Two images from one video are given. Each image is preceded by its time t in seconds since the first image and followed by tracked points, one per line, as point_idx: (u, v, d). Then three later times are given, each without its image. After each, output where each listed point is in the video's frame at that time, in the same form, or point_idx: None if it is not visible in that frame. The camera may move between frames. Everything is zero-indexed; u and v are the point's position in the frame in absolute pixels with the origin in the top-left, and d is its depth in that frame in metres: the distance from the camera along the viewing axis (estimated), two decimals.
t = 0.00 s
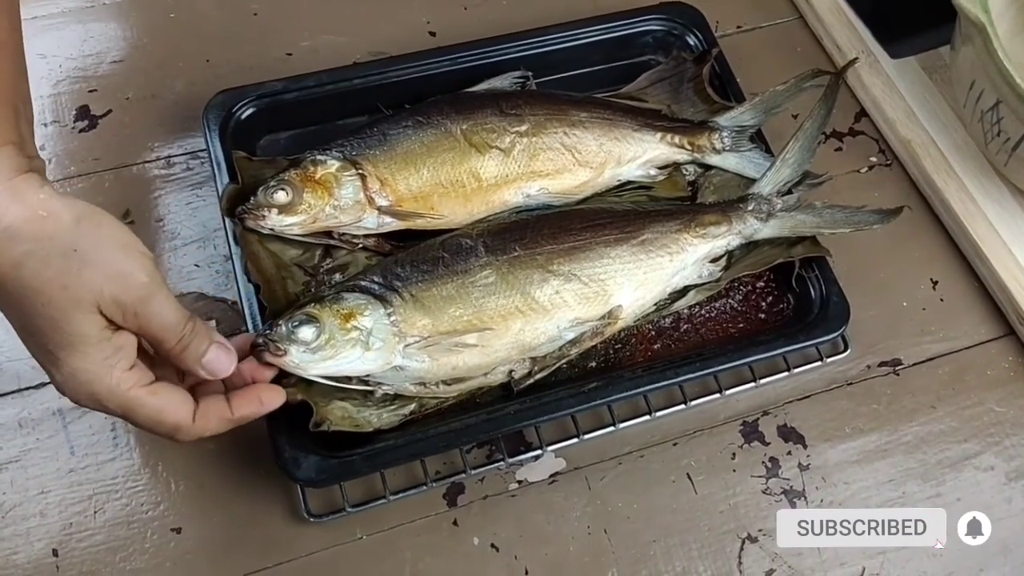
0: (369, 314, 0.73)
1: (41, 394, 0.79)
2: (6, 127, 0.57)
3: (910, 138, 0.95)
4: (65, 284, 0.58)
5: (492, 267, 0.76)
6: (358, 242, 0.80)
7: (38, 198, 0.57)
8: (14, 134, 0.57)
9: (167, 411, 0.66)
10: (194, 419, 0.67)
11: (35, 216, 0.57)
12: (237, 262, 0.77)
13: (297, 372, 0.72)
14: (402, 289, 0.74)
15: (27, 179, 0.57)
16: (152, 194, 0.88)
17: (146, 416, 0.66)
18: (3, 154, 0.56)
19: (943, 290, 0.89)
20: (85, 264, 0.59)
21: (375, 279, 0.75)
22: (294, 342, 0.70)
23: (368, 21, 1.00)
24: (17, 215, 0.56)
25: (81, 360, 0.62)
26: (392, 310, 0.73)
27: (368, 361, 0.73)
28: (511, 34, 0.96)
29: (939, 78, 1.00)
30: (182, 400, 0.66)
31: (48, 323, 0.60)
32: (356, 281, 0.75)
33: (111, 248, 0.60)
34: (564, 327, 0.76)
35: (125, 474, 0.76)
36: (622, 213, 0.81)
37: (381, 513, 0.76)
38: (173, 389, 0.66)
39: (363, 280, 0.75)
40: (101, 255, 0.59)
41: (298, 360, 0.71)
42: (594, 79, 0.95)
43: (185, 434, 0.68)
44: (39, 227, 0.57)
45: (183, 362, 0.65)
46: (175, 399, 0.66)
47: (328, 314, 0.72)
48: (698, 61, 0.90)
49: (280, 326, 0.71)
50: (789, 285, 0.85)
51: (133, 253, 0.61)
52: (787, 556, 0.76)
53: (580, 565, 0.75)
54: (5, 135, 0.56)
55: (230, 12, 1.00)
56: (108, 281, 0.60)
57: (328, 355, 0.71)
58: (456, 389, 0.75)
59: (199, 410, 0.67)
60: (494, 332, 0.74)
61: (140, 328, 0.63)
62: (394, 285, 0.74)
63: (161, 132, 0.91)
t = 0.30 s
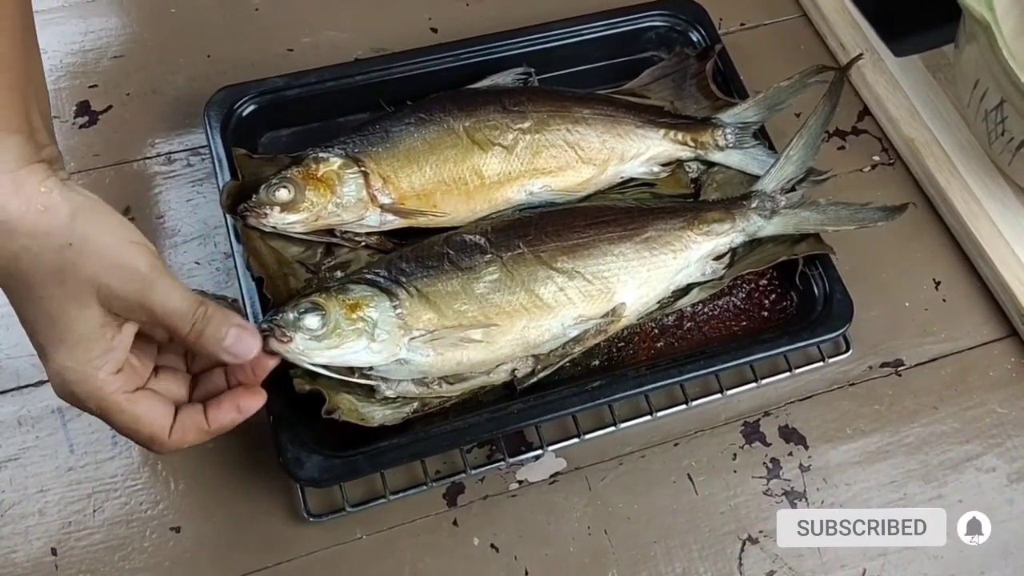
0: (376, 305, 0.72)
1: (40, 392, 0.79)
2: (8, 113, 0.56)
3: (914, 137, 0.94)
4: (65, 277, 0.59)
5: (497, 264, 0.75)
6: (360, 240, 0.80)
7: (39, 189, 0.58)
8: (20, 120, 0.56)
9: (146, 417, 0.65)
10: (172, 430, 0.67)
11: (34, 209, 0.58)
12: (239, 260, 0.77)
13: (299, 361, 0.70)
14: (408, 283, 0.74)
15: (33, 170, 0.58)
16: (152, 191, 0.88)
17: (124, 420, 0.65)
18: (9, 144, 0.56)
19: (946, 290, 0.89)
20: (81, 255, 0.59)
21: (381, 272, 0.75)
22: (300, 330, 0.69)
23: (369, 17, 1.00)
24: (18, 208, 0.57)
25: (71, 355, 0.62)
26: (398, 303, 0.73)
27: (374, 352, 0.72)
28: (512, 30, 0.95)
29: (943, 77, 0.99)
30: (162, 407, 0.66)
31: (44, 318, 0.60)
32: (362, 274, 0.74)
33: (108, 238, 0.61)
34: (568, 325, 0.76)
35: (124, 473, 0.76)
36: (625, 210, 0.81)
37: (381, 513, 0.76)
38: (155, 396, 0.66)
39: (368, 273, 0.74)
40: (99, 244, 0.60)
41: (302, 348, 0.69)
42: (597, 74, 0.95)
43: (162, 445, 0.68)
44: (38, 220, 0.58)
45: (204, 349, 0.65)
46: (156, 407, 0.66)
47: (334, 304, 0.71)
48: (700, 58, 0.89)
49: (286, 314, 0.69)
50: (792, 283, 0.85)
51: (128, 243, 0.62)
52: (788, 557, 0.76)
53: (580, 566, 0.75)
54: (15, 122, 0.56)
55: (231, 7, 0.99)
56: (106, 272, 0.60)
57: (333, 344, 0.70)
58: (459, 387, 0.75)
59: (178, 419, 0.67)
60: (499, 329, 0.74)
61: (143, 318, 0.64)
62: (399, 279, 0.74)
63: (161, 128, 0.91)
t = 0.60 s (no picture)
0: (379, 310, 0.72)
1: (37, 395, 0.78)
2: (36, 115, 0.59)
3: (911, 140, 0.95)
4: (83, 279, 0.59)
5: (499, 267, 0.75)
6: (360, 244, 0.80)
7: (64, 191, 0.59)
8: (47, 123, 0.59)
9: (157, 417, 0.64)
10: (183, 431, 0.66)
11: (57, 210, 0.59)
12: (239, 267, 0.77)
13: (304, 366, 0.70)
14: (409, 287, 0.74)
15: (57, 172, 0.60)
16: (150, 195, 0.88)
17: (134, 421, 0.64)
18: (34, 143, 0.58)
19: (943, 293, 0.89)
20: (105, 257, 0.60)
21: (382, 276, 0.75)
22: (304, 335, 0.69)
23: (367, 21, 1.00)
24: (40, 207, 0.58)
25: (85, 355, 0.60)
26: (400, 307, 0.73)
27: (377, 358, 0.72)
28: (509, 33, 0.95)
29: (940, 81, 0.99)
30: (174, 406, 0.65)
31: (61, 316, 0.60)
32: (363, 278, 0.74)
33: (130, 244, 0.61)
34: (569, 327, 0.76)
35: (121, 476, 0.76)
36: (624, 212, 0.81)
37: (378, 516, 0.76)
38: (166, 395, 0.65)
39: (370, 277, 0.74)
40: (121, 249, 0.60)
41: (306, 354, 0.70)
42: (594, 77, 0.95)
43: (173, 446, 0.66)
44: (61, 221, 0.59)
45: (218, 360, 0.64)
46: (167, 406, 0.65)
47: (338, 309, 0.71)
48: (697, 60, 0.89)
49: (290, 319, 0.70)
50: (791, 283, 0.85)
51: (153, 249, 0.62)
52: (784, 560, 0.76)
53: (577, 569, 0.75)
54: (38, 125, 0.59)
55: (228, 11, 0.99)
56: (130, 275, 0.60)
57: (337, 349, 0.71)
58: (460, 391, 0.75)
59: (189, 417, 0.65)
60: (501, 332, 0.74)
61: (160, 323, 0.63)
62: (401, 283, 0.74)
63: (158, 132, 0.91)
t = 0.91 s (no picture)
0: (378, 312, 0.72)
1: (38, 397, 0.79)
2: (39, 110, 0.59)
3: (912, 141, 0.94)
4: (87, 273, 0.59)
5: (499, 269, 0.75)
6: (361, 246, 0.80)
7: (68, 185, 0.59)
8: (50, 119, 0.60)
9: (156, 416, 0.65)
10: (183, 429, 0.66)
11: (61, 204, 0.59)
12: (240, 269, 0.78)
13: (303, 369, 0.71)
14: (409, 289, 0.74)
15: (61, 167, 0.60)
16: (150, 197, 0.88)
17: (134, 419, 0.64)
18: (37, 138, 0.59)
19: (944, 294, 0.89)
20: (108, 252, 0.60)
21: (382, 278, 0.75)
22: (303, 338, 0.70)
23: (367, 22, 1.00)
24: (44, 202, 0.58)
25: (86, 351, 0.60)
26: (400, 309, 0.73)
27: (376, 359, 0.72)
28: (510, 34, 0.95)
29: (941, 81, 0.99)
30: (173, 405, 0.65)
31: (64, 310, 0.60)
32: (363, 279, 0.75)
33: (135, 238, 0.61)
34: (569, 329, 0.76)
35: (122, 478, 0.76)
36: (625, 213, 0.81)
37: (379, 518, 0.76)
38: (165, 394, 0.65)
39: (369, 279, 0.74)
40: (126, 243, 0.60)
41: (305, 357, 0.70)
42: (594, 78, 0.95)
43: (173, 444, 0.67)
44: (65, 215, 0.59)
45: (228, 349, 0.63)
46: (166, 405, 0.65)
47: (337, 311, 0.71)
48: (697, 60, 0.89)
49: (289, 322, 0.70)
50: (792, 284, 0.84)
51: (158, 244, 0.62)
52: (786, 561, 0.76)
53: (578, 570, 0.75)
54: (40, 120, 0.59)
55: (228, 12, 0.99)
56: (134, 269, 0.60)
57: (336, 351, 0.71)
58: (461, 393, 0.75)
59: (187, 416, 0.66)
60: (501, 334, 0.74)
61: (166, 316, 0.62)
62: (401, 285, 0.74)
63: (159, 134, 0.91)
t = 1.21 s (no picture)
0: (375, 316, 0.72)
1: (36, 397, 0.78)
2: (49, 111, 0.60)
3: (910, 140, 0.94)
4: (102, 272, 0.59)
5: (496, 269, 0.75)
6: (359, 246, 0.80)
7: (84, 186, 0.60)
8: (60, 120, 0.61)
9: (162, 415, 0.64)
10: (187, 428, 0.66)
11: (78, 204, 0.60)
12: (237, 269, 0.77)
13: (301, 375, 0.70)
14: (405, 290, 0.74)
15: (75, 168, 0.61)
16: (148, 197, 0.88)
17: (140, 419, 0.64)
18: (49, 139, 0.60)
19: (942, 293, 0.89)
20: (122, 253, 0.60)
21: (378, 280, 0.75)
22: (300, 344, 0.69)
23: (365, 22, 1.00)
24: (60, 201, 0.59)
25: (97, 348, 0.60)
26: (397, 311, 0.73)
27: (373, 363, 0.72)
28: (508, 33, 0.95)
29: (939, 80, 0.99)
30: (178, 404, 0.65)
31: (77, 308, 0.59)
32: (360, 282, 0.74)
33: (149, 241, 0.61)
34: (567, 329, 0.76)
35: (120, 478, 0.76)
36: (623, 213, 0.81)
37: (377, 518, 0.75)
38: (171, 393, 0.65)
39: (366, 281, 0.74)
40: (140, 245, 0.61)
41: (303, 362, 0.69)
42: (592, 77, 0.95)
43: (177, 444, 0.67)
44: (80, 215, 0.60)
45: (239, 346, 0.62)
46: (171, 404, 0.65)
47: (333, 316, 0.71)
48: (695, 59, 0.89)
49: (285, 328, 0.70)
50: (791, 283, 0.84)
51: (172, 247, 0.62)
52: (784, 560, 0.76)
53: (576, 570, 0.75)
54: (53, 121, 0.60)
55: (227, 12, 0.99)
56: (147, 270, 0.60)
57: (334, 357, 0.70)
58: (459, 392, 0.75)
59: (192, 416, 0.66)
60: (498, 334, 0.74)
61: (179, 315, 0.62)
62: (398, 286, 0.74)
63: (157, 134, 0.91)
